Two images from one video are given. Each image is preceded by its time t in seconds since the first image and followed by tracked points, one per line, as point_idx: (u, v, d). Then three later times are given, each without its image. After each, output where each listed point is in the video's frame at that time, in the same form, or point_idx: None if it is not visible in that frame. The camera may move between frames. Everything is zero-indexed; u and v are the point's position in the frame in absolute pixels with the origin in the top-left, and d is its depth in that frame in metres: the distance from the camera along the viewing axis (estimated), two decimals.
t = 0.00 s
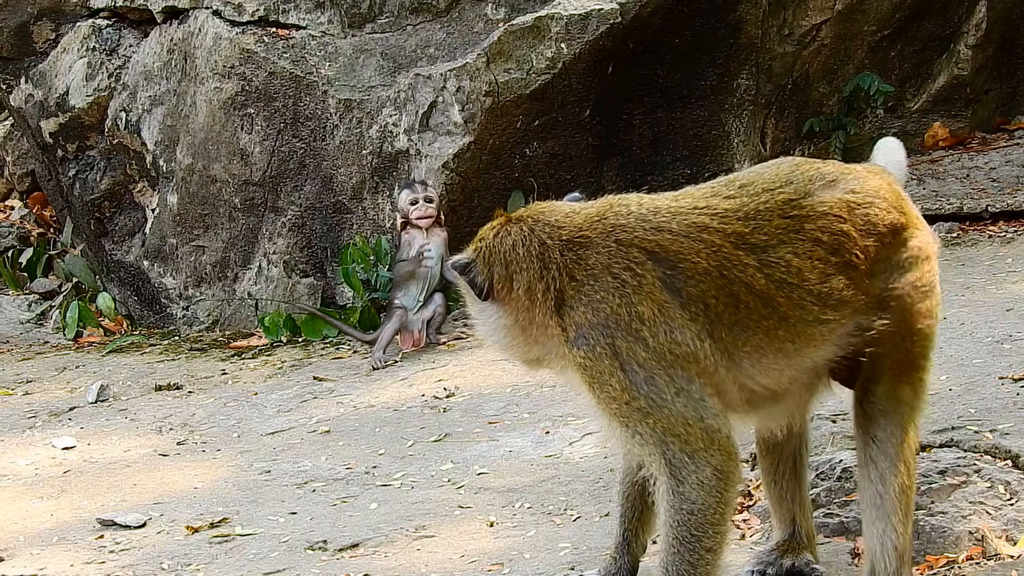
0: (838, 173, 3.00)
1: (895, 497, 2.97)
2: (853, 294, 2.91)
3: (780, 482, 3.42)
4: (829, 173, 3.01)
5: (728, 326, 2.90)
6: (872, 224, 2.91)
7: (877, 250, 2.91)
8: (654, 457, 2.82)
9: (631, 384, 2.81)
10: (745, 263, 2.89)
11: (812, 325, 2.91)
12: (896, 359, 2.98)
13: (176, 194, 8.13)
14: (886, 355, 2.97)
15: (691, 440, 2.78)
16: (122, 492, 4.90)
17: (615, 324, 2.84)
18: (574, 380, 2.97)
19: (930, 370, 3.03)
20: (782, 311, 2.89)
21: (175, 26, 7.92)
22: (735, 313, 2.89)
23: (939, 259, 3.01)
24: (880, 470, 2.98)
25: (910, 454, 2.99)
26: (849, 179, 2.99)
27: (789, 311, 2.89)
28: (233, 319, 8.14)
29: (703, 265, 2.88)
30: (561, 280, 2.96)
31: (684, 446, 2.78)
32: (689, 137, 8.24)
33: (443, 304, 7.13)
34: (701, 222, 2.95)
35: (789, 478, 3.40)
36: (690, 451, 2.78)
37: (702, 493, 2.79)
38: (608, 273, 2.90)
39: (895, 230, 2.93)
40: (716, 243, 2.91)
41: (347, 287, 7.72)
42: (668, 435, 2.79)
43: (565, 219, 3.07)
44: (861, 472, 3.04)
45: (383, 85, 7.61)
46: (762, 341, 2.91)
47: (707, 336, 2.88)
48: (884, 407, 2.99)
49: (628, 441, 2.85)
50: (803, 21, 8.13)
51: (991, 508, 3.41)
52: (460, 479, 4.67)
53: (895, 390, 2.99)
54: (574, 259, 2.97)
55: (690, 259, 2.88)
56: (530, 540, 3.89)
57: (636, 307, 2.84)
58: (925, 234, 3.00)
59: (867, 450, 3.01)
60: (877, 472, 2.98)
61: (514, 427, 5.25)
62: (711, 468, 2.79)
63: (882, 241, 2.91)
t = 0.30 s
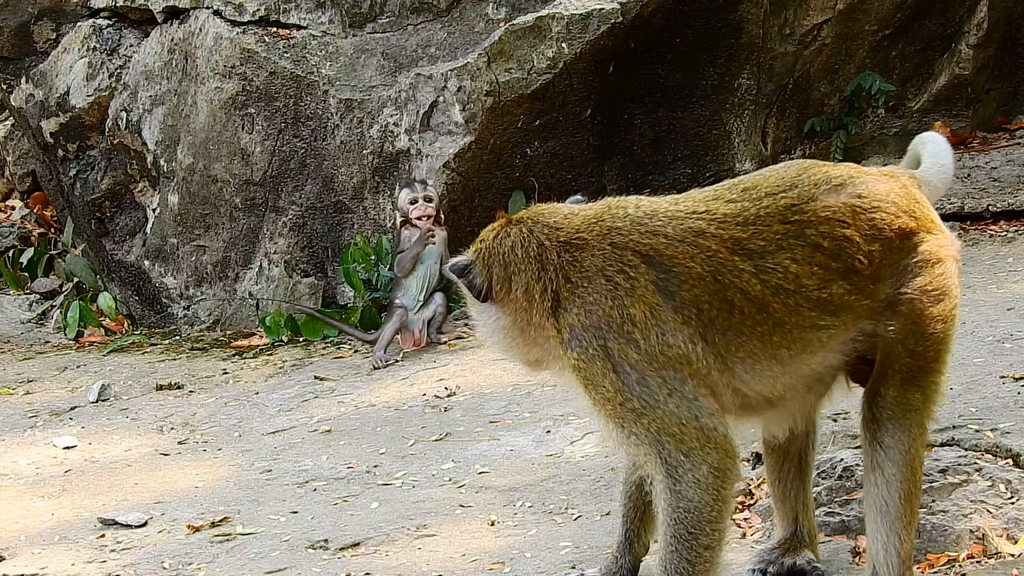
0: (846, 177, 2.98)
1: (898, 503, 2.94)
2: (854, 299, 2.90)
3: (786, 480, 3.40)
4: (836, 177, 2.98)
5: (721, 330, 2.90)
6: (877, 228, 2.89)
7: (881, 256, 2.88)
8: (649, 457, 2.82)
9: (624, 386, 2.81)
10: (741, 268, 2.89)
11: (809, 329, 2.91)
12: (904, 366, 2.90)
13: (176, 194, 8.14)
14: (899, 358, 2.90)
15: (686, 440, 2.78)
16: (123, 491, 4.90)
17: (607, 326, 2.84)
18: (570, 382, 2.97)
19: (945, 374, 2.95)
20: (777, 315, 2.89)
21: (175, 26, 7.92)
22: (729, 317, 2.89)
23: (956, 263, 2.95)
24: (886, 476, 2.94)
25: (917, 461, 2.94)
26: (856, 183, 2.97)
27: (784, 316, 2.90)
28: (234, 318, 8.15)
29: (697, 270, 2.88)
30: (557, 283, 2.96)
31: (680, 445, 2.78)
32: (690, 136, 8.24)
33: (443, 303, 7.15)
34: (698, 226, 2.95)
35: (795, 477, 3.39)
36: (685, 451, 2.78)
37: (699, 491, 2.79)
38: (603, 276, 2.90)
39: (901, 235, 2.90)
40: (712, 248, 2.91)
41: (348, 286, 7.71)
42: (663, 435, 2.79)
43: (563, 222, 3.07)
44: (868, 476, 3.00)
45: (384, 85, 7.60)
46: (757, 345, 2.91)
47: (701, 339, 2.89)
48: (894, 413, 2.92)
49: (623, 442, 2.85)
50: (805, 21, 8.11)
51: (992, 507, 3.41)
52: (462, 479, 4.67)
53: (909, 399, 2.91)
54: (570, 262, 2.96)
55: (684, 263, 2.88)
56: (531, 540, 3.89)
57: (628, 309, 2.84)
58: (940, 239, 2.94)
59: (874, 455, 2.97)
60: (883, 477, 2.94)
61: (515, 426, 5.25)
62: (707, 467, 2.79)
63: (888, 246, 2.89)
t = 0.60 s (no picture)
0: (847, 174, 2.97)
1: (899, 503, 2.93)
2: (854, 296, 2.89)
3: (788, 478, 3.40)
4: (837, 174, 2.98)
5: (717, 329, 2.90)
6: (878, 225, 2.89)
7: (882, 253, 2.88)
8: (646, 457, 2.82)
9: (619, 386, 2.81)
10: (736, 267, 2.89)
11: (807, 327, 2.91)
12: (909, 366, 2.88)
13: (176, 193, 8.15)
14: (903, 357, 2.88)
15: (682, 439, 2.79)
16: (123, 490, 4.90)
17: (602, 326, 2.84)
18: (567, 382, 2.98)
19: (951, 372, 2.93)
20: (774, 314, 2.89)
21: (175, 25, 7.92)
22: (725, 316, 2.90)
23: (964, 259, 2.92)
24: (888, 476, 2.94)
25: (920, 460, 2.93)
26: (858, 181, 2.96)
27: (782, 314, 2.90)
28: (234, 317, 8.16)
29: (692, 270, 2.88)
30: (553, 283, 2.97)
31: (676, 444, 2.79)
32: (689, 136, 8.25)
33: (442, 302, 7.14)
34: (694, 226, 2.95)
35: (797, 475, 3.39)
36: (681, 450, 2.78)
37: (696, 490, 2.79)
38: (598, 275, 2.90)
39: (904, 232, 2.88)
40: (709, 247, 2.91)
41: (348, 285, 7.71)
42: (659, 435, 2.79)
43: (563, 221, 3.07)
44: (870, 476, 3.00)
45: (384, 84, 7.59)
46: (754, 344, 2.92)
47: (697, 338, 2.89)
48: (899, 412, 2.90)
49: (620, 441, 2.85)
50: (804, 20, 8.12)
51: (992, 506, 3.41)
52: (461, 478, 4.67)
53: (913, 397, 2.89)
54: (566, 262, 2.97)
55: (679, 263, 2.89)
56: (530, 539, 3.90)
57: (623, 309, 2.84)
58: (947, 235, 2.91)
59: (876, 455, 2.96)
60: (885, 477, 2.94)
61: (514, 426, 5.25)
62: (704, 465, 2.78)
63: (890, 243, 2.88)
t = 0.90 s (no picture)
0: (850, 174, 2.97)
1: (901, 502, 2.94)
2: (857, 297, 2.89)
3: (790, 477, 3.40)
4: (840, 175, 2.98)
5: (718, 331, 2.90)
6: (882, 226, 2.89)
7: (886, 253, 2.88)
8: (647, 456, 2.82)
9: (618, 387, 2.81)
10: (737, 269, 2.89)
11: (809, 329, 2.91)
12: (913, 366, 2.88)
13: (176, 191, 8.16)
14: (908, 357, 2.88)
15: (682, 438, 2.79)
16: (124, 488, 4.90)
17: (601, 327, 2.84)
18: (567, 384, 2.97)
19: (954, 371, 2.93)
20: (775, 316, 2.89)
21: (175, 23, 7.93)
22: (726, 318, 2.90)
23: (968, 259, 2.92)
24: (891, 475, 2.94)
25: (922, 459, 2.93)
26: (861, 181, 2.96)
27: (784, 316, 2.90)
28: (234, 316, 8.17)
29: (692, 272, 2.88)
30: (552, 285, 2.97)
31: (676, 444, 2.79)
32: (689, 134, 8.26)
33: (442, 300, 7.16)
34: (695, 228, 2.94)
35: (798, 473, 3.39)
36: (681, 449, 2.79)
37: (696, 489, 2.79)
38: (598, 277, 2.90)
39: (907, 232, 2.89)
40: (709, 250, 2.91)
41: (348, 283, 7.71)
42: (659, 435, 2.79)
43: (564, 222, 3.07)
44: (872, 475, 3.00)
45: (384, 82, 7.58)
46: (756, 346, 2.91)
47: (697, 341, 2.89)
48: (902, 411, 2.91)
49: (620, 442, 2.85)
50: (805, 17, 8.11)
51: (992, 504, 3.41)
52: (462, 476, 4.67)
53: (916, 396, 2.90)
54: (566, 263, 2.97)
55: (679, 266, 2.89)
56: (530, 537, 3.90)
57: (622, 311, 2.84)
58: (950, 234, 2.92)
59: (879, 454, 2.96)
60: (887, 477, 2.94)
61: (514, 424, 5.25)
62: (704, 464, 2.79)
63: (893, 243, 2.88)
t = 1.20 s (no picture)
0: (853, 174, 2.97)
1: (902, 500, 2.94)
2: (859, 297, 2.90)
3: (790, 475, 3.40)
4: (843, 174, 2.98)
5: (720, 332, 2.90)
6: (885, 225, 2.89)
7: (888, 252, 2.88)
8: (648, 455, 2.82)
9: (619, 389, 2.81)
10: (739, 271, 2.89)
11: (811, 329, 2.91)
12: (915, 364, 2.89)
13: (176, 188, 8.16)
14: (910, 355, 2.89)
15: (684, 438, 2.79)
16: (124, 486, 4.90)
17: (601, 328, 2.84)
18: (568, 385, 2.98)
19: (955, 369, 2.95)
20: (777, 317, 2.89)
21: (175, 20, 7.94)
22: (728, 320, 2.90)
23: (969, 257, 2.93)
24: (892, 473, 2.95)
25: (923, 456, 2.94)
26: (863, 181, 2.96)
27: (786, 317, 2.90)
28: (234, 313, 8.14)
29: (693, 274, 2.88)
30: (553, 287, 2.97)
31: (678, 443, 2.79)
32: (689, 131, 8.27)
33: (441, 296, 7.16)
34: (697, 230, 2.94)
35: (798, 471, 3.39)
36: (683, 449, 2.79)
37: (698, 487, 2.79)
38: (599, 279, 2.90)
39: (909, 231, 2.89)
40: (711, 252, 2.90)
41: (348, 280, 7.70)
42: (661, 435, 2.80)
43: (566, 223, 3.07)
44: (873, 472, 3.01)
45: (384, 79, 7.57)
46: (758, 347, 2.91)
47: (698, 342, 2.88)
48: (904, 409, 2.92)
49: (622, 442, 2.85)
50: (804, 15, 8.05)
51: (992, 502, 3.42)
52: (462, 473, 4.67)
53: (917, 393, 2.91)
54: (567, 265, 2.96)
55: (680, 268, 2.88)
56: (529, 534, 3.90)
57: (622, 313, 2.84)
58: (952, 233, 2.93)
59: (881, 451, 2.97)
60: (889, 474, 2.95)
61: (514, 421, 5.26)
62: (707, 463, 2.79)
63: (895, 242, 2.89)
